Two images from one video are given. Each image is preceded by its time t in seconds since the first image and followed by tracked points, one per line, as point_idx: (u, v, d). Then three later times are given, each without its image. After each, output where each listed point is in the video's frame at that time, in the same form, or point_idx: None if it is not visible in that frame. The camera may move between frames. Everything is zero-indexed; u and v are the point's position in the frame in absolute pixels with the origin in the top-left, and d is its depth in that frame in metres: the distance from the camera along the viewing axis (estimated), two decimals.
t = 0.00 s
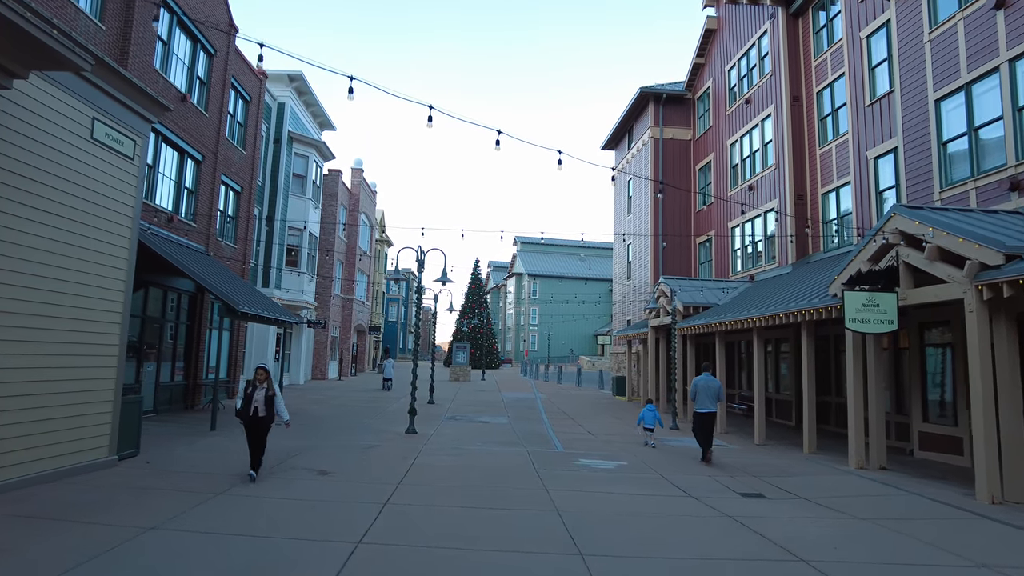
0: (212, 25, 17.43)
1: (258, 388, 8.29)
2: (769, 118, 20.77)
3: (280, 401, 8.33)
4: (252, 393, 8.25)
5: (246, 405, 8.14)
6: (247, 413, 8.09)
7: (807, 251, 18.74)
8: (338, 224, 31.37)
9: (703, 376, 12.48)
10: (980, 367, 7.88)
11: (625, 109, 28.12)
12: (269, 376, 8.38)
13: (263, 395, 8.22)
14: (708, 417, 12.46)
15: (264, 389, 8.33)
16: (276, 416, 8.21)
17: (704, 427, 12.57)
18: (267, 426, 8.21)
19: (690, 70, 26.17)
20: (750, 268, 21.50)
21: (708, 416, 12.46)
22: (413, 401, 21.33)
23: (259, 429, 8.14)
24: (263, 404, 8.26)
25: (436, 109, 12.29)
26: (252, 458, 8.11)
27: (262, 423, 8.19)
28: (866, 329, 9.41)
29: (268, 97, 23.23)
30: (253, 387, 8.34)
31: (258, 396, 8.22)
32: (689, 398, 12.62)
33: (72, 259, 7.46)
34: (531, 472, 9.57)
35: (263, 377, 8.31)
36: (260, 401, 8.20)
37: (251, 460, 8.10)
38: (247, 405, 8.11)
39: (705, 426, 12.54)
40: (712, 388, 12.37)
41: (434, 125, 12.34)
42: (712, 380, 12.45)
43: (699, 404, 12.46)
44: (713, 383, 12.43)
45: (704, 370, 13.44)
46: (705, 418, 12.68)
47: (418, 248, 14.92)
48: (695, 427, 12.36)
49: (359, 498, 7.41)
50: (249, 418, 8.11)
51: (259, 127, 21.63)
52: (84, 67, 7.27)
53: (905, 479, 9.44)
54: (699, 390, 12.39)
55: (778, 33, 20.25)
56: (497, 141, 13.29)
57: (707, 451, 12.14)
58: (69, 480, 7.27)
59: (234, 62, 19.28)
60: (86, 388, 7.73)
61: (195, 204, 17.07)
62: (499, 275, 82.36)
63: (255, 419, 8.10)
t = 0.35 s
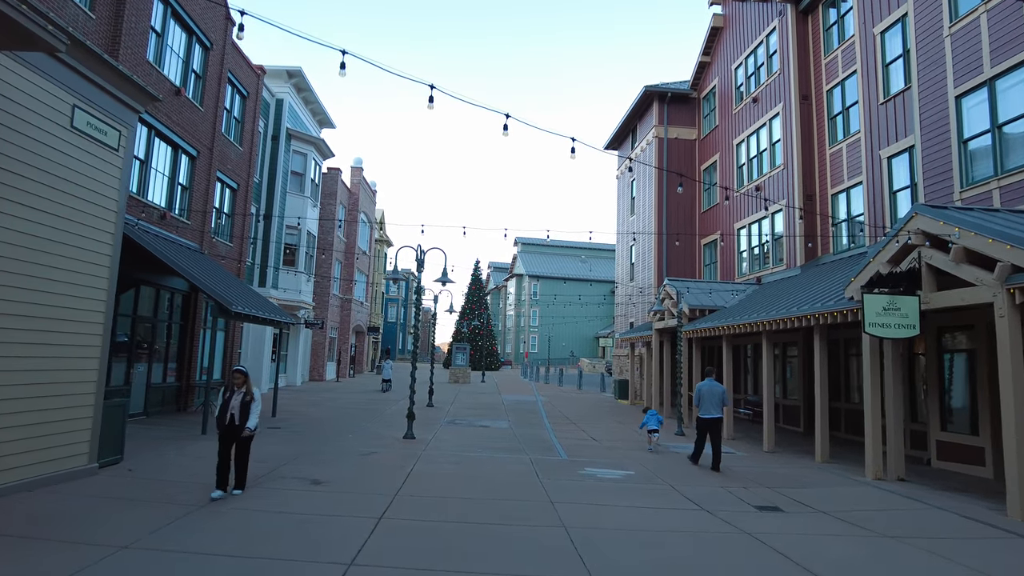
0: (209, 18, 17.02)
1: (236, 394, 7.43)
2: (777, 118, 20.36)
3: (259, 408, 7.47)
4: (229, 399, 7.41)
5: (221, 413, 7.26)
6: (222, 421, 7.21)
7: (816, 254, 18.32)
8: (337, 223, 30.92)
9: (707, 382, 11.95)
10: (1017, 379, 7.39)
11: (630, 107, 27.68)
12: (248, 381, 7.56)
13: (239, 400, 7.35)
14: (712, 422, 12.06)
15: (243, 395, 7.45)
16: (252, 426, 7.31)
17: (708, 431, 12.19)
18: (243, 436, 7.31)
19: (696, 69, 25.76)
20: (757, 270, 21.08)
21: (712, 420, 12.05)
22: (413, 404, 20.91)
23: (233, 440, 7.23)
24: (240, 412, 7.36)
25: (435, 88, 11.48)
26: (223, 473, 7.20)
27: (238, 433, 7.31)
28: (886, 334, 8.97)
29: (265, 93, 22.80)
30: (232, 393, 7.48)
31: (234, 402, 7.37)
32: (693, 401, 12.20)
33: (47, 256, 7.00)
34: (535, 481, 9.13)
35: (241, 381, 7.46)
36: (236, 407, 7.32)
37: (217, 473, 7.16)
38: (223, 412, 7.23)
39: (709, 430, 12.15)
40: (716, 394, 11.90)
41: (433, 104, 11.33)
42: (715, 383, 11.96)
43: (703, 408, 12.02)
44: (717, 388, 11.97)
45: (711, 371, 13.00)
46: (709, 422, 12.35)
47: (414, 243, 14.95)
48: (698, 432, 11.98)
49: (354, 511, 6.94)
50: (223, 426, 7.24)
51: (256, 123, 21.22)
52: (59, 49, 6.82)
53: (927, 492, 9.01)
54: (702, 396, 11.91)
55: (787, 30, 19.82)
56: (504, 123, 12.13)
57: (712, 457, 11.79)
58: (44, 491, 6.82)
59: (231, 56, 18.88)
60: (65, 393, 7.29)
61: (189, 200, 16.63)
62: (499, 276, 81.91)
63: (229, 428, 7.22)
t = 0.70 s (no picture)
0: (201, 6, 16.54)
1: (202, 396, 6.41)
2: (785, 109, 19.86)
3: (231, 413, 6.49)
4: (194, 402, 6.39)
5: (186, 419, 6.26)
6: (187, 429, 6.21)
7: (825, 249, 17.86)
8: (335, 219, 30.42)
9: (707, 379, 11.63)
10: None
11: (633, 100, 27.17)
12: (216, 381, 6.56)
13: (207, 403, 6.36)
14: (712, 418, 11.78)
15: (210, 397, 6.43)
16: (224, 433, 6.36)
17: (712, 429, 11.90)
18: (213, 444, 6.35)
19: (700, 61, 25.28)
20: (764, 265, 20.61)
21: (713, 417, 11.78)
22: (412, 403, 20.47)
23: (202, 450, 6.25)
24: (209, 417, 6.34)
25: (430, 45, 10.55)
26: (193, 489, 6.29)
27: (208, 441, 6.31)
28: (910, 329, 8.56)
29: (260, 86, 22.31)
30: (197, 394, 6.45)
31: (202, 405, 6.35)
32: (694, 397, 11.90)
33: (15, 245, 6.52)
34: (539, 485, 8.67)
35: (207, 381, 6.44)
36: (203, 411, 6.32)
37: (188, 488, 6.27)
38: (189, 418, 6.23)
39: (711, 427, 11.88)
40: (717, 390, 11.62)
41: (429, 62, 10.53)
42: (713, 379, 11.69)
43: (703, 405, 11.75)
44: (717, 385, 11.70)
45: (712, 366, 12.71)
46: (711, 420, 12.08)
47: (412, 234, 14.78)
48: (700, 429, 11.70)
49: (348, 519, 6.49)
50: (190, 435, 6.24)
51: (250, 116, 20.74)
52: (22, 18, 6.32)
53: (953, 495, 8.55)
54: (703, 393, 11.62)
55: (795, 19, 19.32)
56: (510, 87, 11.13)
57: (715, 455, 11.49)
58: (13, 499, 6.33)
59: (225, 46, 18.39)
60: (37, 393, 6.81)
61: (181, 194, 16.14)
62: (499, 274, 81.48)
63: (198, 436, 6.23)
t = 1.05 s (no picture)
0: None
1: (171, 409, 5.37)
2: (793, 102, 19.41)
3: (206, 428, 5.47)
4: (161, 416, 5.33)
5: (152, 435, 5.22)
6: (153, 447, 5.18)
7: (837, 244, 17.43)
8: (335, 218, 30.05)
9: (715, 379, 11.38)
10: None
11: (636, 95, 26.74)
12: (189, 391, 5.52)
13: (178, 418, 5.32)
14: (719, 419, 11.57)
15: (180, 409, 5.39)
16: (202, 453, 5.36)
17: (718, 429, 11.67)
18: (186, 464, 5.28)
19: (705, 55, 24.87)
20: (772, 262, 20.18)
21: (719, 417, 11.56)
22: (413, 404, 20.07)
23: (173, 473, 5.19)
24: (179, 433, 5.30)
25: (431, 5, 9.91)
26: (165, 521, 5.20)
27: (180, 460, 5.26)
28: (939, 324, 8.15)
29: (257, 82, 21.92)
30: (164, 407, 5.39)
31: (170, 419, 5.31)
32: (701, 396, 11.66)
33: None
34: (548, 490, 8.21)
35: (179, 391, 5.40)
36: (172, 426, 5.29)
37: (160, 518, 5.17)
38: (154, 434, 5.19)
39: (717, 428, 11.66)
40: (724, 391, 11.39)
41: (429, 19, 9.82)
42: (720, 379, 11.47)
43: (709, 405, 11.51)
44: (724, 385, 11.48)
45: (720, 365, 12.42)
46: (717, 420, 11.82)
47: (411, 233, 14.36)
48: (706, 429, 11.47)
49: (347, 530, 6.05)
50: (156, 455, 5.20)
51: (247, 112, 20.34)
52: None
53: (985, 499, 8.10)
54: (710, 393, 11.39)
55: (803, 10, 18.86)
56: (521, 50, 10.26)
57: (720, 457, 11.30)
58: None
59: (220, 40, 17.97)
60: (14, 396, 6.38)
61: (175, 191, 15.72)
62: (501, 275, 81.09)
63: (167, 455, 5.21)
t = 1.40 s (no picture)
0: None
1: (111, 425, 4.54)
2: (801, 97, 18.99)
3: (151, 447, 4.60)
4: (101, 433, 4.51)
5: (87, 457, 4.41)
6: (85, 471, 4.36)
7: (847, 243, 17.02)
8: (333, 217, 29.61)
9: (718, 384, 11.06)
10: None
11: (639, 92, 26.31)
12: (134, 401, 4.67)
13: (117, 435, 4.49)
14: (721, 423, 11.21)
15: (122, 425, 4.55)
16: (127, 469, 4.33)
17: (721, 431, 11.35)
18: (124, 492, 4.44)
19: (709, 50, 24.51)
20: (779, 261, 19.76)
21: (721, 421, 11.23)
22: (412, 405, 19.64)
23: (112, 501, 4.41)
24: (117, 452, 4.46)
25: None
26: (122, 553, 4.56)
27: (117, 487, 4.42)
28: (966, 325, 7.82)
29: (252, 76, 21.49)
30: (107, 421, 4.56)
31: (108, 437, 4.47)
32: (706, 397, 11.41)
33: None
34: (553, 500, 7.78)
35: (119, 401, 4.55)
36: (110, 445, 4.45)
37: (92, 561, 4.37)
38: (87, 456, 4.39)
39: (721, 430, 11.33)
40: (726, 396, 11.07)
41: None
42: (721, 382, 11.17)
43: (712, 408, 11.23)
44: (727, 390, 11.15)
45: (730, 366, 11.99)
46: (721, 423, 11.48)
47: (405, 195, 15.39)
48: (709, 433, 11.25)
49: (342, 549, 5.59)
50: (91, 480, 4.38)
51: (243, 107, 19.89)
52: None
53: (1014, 511, 7.67)
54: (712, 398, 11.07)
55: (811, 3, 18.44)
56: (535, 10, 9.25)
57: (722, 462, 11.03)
58: None
59: (214, 33, 17.53)
60: None
61: (166, 187, 15.25)
62: (500, 274, 80.65)
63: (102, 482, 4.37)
